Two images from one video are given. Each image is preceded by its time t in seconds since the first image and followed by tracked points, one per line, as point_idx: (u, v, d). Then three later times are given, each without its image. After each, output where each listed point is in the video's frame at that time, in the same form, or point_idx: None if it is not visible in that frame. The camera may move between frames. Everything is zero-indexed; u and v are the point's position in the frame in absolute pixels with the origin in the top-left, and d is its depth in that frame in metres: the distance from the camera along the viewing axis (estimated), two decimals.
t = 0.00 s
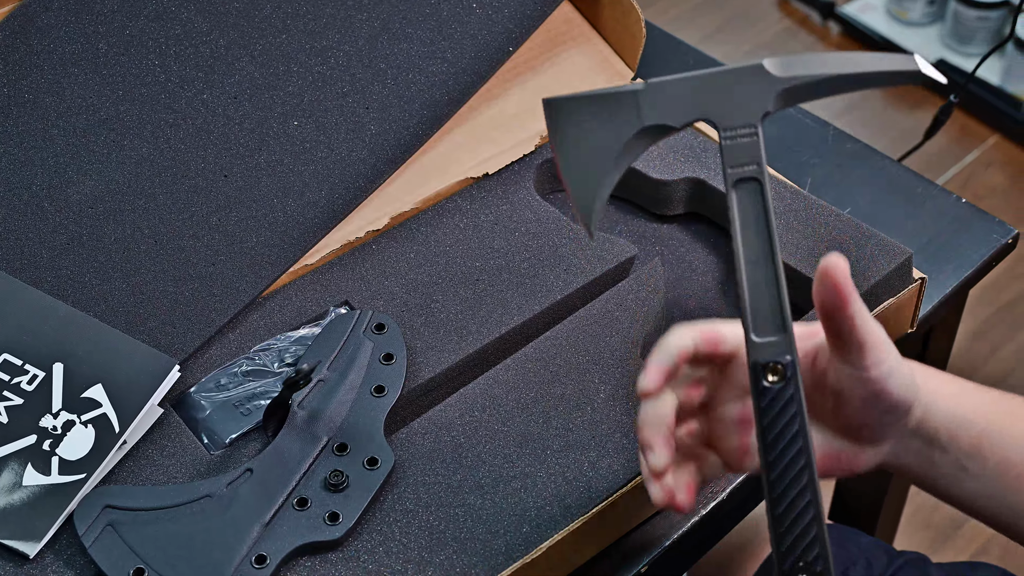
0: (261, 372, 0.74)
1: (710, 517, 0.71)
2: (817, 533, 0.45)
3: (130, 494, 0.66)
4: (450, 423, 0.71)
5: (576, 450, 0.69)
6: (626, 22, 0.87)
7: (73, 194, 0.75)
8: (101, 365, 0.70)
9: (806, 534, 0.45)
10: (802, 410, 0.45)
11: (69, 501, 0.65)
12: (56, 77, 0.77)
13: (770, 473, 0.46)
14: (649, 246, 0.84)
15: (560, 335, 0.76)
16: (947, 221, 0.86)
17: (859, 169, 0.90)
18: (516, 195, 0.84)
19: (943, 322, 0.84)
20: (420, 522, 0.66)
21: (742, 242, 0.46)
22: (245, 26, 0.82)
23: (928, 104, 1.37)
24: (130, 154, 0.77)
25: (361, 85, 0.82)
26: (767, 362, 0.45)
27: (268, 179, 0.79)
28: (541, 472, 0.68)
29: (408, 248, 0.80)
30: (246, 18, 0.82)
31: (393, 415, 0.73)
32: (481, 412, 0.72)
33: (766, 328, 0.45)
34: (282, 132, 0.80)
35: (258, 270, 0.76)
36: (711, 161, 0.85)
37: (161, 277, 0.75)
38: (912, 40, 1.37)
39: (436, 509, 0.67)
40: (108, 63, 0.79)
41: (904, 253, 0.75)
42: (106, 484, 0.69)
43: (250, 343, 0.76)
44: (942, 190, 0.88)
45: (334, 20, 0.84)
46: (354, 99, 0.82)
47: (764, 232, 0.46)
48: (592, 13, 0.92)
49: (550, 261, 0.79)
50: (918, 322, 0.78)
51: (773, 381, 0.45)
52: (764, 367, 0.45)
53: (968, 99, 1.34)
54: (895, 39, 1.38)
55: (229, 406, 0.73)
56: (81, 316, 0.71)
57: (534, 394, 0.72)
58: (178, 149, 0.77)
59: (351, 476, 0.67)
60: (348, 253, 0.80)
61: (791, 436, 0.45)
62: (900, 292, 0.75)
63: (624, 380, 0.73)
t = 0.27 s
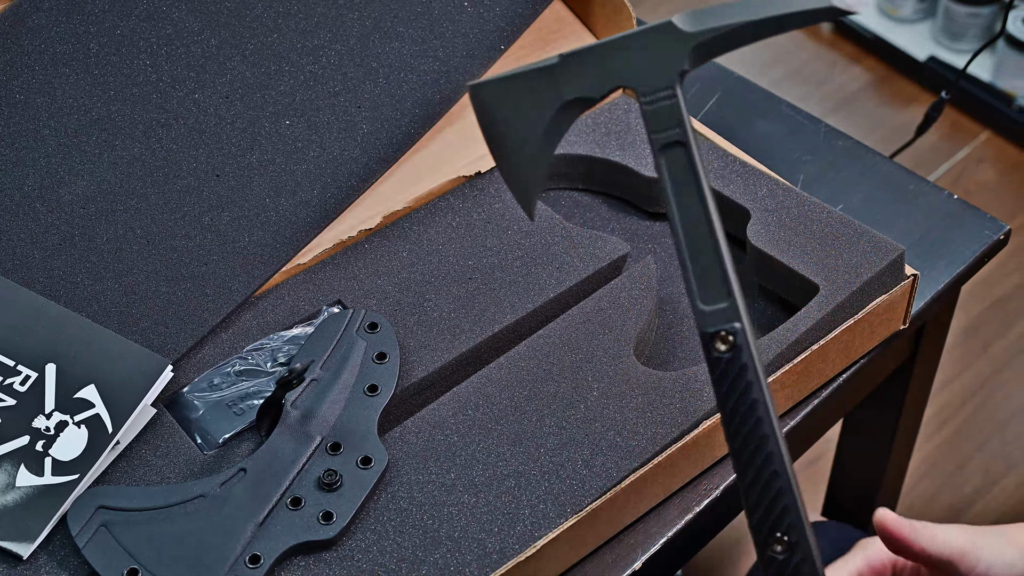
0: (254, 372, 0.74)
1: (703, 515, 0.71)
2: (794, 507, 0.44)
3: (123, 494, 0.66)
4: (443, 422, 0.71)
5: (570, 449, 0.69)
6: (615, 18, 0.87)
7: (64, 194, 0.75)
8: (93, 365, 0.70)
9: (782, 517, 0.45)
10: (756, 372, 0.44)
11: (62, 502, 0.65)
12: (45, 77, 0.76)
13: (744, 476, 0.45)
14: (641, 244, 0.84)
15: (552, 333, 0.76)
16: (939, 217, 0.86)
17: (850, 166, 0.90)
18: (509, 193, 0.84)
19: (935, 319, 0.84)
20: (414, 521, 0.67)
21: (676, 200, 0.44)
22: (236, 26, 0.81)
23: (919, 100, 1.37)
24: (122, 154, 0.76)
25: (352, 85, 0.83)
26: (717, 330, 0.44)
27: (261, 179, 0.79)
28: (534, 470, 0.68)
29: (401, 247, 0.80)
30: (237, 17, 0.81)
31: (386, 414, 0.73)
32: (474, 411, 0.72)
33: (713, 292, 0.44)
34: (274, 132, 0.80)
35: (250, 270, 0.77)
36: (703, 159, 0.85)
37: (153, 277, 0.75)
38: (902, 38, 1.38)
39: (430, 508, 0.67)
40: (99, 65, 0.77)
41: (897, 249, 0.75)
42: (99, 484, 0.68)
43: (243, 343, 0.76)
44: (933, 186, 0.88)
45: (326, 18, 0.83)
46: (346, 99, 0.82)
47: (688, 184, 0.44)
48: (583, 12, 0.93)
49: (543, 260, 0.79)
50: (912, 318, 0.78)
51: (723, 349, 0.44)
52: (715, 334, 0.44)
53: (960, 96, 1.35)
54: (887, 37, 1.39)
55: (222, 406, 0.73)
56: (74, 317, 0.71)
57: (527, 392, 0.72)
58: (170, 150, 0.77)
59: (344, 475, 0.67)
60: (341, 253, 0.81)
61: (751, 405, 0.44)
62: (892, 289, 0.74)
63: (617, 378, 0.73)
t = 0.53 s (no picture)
0: (252, 373, 0.74)
1: (702, 515, 0.71)
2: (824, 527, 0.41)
3: (122, 496, 0.66)
4: (441, 423, 0.71)
5: (568, 449, 0.69)
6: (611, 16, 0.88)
7: (62, 196, 0.75)
8: (92, 367, 0.70)
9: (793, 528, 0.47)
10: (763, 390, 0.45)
11: (61, 504, 0.65)
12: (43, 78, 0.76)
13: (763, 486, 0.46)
14: (638, 244, 0.84)
15: (550, 333, 0.76)
16: (936, 216, 0.86)
17: (847, 165, 0.90)
18: (506, 193, 0.84)
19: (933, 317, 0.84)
20: (413, 522, 0.67)
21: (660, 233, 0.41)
22: (233, 27, 0.81)
23: (914, 99, 1.38)
24: (119, 156, 0.76)
25: (349, 86, 0.83)
26: (729, 337, 0.41)
27: (258, 181, 0.79)
28: (532, 471, 0.68)
29: (398, 248, 0.81)
30: (234, 19, 0.81)
31: (384, 415, 0.73)
32: (472, 412, 0.72)
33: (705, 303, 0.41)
34: (271, 133, 0.80)
35: (248, 271, 0.77)
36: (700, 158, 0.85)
37: (151, 279, 0.75)
38: (897, 37, 1.39)
39: (429, 509, 0.67)
40: (96, 65, 0.77)
41: (895, 248, 0.76)
42: (98, 487, 0.69)
43: (240, 344, 0.76)
44: (930, 184, 0.88)
45: (323, 19, 0.83)
46: (343, 100, 0.82)
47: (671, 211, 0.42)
48: (579, 12, 0.93)
49: (540, 260, 0.80)
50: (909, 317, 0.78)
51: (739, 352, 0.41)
52: (730, 343, 0.41)
53: (955, 94, 1.35)
54: (882, 36, 1.40)
55: (221, 407, 0.73)
56: (72, 319, 0.71)
57: (525, 392, 0.72)
58: (167, 152, 0.77)
59: (343, 476, 0.67)
60: (338, 254, 0.81)
61: (772, 419, 0.41)
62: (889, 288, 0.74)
63: (615, 378, 0.73)
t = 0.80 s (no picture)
0: (248, 377, 0.74)
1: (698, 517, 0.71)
2: (847, 474, 0.50)
3: (119, 500, 0.66)
4: (438, 426, 0.71)
5: (566, 451, 0.69)
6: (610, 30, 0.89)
7: (59, 199, 0.75)
8: (89, 371, 0.70)
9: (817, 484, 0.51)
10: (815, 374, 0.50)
11: (58, 508, 0.65)
12: (39, 81, 0.76)
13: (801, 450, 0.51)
14: (635, 247, 0.84)
15: (546, 336, 0.76)
16: (933, 217, 0.86)
17: (844, 166, 0.91)
18: (503, 196, 0.84)
19: (929, 319, 0.84)
20: (410, 525, 0.67)
21: (726, 213, 0.50)
22: (231, 30, 0.81)
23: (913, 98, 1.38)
24: (116, 160, 0.76)
25: (346, 89, 0.83)
26: (785, 325, 0.50)
27: (255, 184, 0.79)
28: (529, 473, 0.68)
29: (395, 252, 0.81)
30: (231, 22, 0.81)
31: (381, 418, 0.73)
32: (469, 414, 0.72)
33: (772, 293, 0.50)
34: (268, 136, 0.80)
35: (245, 274, 0.77)
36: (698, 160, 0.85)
37: (148, 282, 0.75)
38: (895, 37, 1.39)
39: (426, 512, 0.67)
40: (93, 69, 0.77)
41: (889, 251, 0.75)
42: (95, 490, 0.69)
43: (237, 347, 0.76)
44: (927, 185, 0.88)
45: (320, 23, 0.83)
46: (340, 103, 0.82)
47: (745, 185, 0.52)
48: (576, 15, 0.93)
49: (537, 263, 0.80)
50: (905, 319, 0.78)
51: (796, 340, 0.50)
52: (786, 331, 0.50)
53: (954, 95, 1.35)
54: (879, 36, 1.40)
55: (218, 410, 0.73)
56: (69, 323, 0.71)
57: (521, 395, 0.72)
58: (164, 155, 0.77)
59: (340, 480, 0.67)
60: (335, 257, 0.81)
61: (817, 394, 0.50)
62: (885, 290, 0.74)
63: (612, 380, 0.73)
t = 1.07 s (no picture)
0: (248, 382, 0.74)
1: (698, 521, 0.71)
2: (741, 432, 0.53)
3: (118, 505, 0.66)
4: (438, 430, 0.71)
5: (565, 456, 0.69)
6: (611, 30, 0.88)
7: (59, 205, 0.75)
8: (88, 376, 0.70)
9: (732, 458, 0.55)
10: (719, 342, 0.53)
11: (57, 513, 0.65)
12: (39, 88, 0.76)
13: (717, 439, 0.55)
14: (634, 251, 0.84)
15: (546, 340, 0.76)
16: (931, 220, 0.86)
17: (841, 170, 0.91)
18: (502, 201, 0.84)
19: (929, 323, 0.84)
20: (409, 529, 0.67)
21: (624, 202, 0.54)
22: (230, 36, 0.81)
23: (912, 103, 1.38)
24: (115, 165, 0.76)
25: (345, 94, 0.83)
26: (683, 308, 0.53)
27: (254, 189, 0.79)
28: (528, 478, 0.68)
29: (394, 257, 0.81)
30: (230, 27, 0.81)
31: (380, 422, 0.73)
32: (469, 419, 0.72)
33: (674, 278, 0.53)
34: (267, 142, 0.80)
35: (244, 280, 0.77)
36: (696, 164, 0.85)
37: (146, 287, 0.75)
38: (892, 41, 1.39)
39: (425, 516, 0.67)
40: (93, 75, 0.77)
41: (890, 254, 0.76)
42: (94, 495, 0.69)
43: (236, 353, 0.76)
44: (925, 189, 0.88)
45: (319, 28, 0.83)
46: (339, 108, 0.83)
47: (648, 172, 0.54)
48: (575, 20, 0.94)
49: (536, 267, 0.80)
50: (903, 324, 0.79)
51: (694, 321, 0.53)
52: (683, 314, 0.53)
53: (953, 99, 1.35)
54: (877, 40, 1.40)
55: (217, 415, 0.73)
56: (68, 328, 0.71)
57: (520, 399, 0.73)
58: (163, 160, 0.77)
59: (339, 485, 0.67)
60: (334, 262, 0.81)
61: (713, 370, 0.53)
62: (885, 294, 0.75)
63: (611, 384, 0.73)
